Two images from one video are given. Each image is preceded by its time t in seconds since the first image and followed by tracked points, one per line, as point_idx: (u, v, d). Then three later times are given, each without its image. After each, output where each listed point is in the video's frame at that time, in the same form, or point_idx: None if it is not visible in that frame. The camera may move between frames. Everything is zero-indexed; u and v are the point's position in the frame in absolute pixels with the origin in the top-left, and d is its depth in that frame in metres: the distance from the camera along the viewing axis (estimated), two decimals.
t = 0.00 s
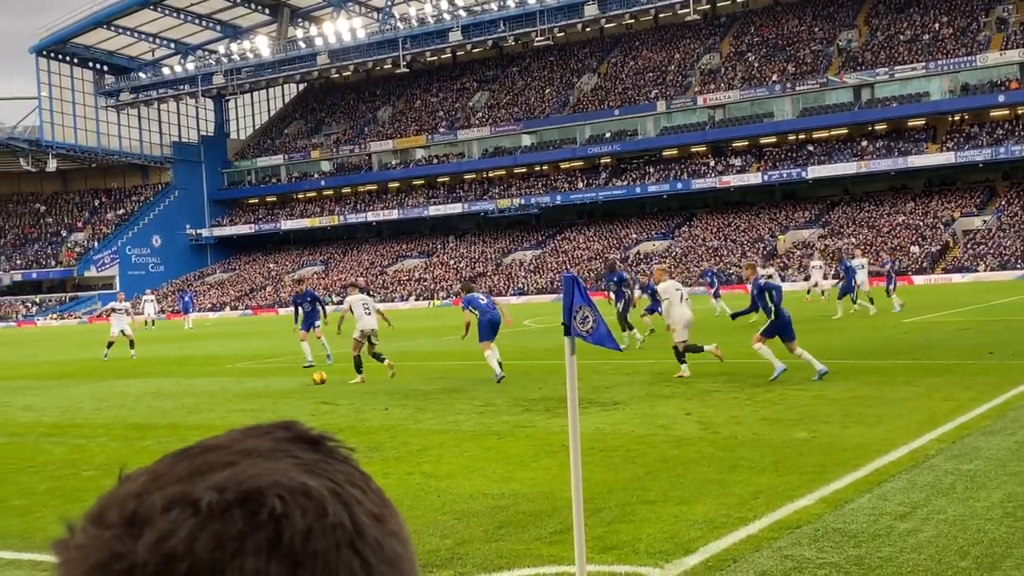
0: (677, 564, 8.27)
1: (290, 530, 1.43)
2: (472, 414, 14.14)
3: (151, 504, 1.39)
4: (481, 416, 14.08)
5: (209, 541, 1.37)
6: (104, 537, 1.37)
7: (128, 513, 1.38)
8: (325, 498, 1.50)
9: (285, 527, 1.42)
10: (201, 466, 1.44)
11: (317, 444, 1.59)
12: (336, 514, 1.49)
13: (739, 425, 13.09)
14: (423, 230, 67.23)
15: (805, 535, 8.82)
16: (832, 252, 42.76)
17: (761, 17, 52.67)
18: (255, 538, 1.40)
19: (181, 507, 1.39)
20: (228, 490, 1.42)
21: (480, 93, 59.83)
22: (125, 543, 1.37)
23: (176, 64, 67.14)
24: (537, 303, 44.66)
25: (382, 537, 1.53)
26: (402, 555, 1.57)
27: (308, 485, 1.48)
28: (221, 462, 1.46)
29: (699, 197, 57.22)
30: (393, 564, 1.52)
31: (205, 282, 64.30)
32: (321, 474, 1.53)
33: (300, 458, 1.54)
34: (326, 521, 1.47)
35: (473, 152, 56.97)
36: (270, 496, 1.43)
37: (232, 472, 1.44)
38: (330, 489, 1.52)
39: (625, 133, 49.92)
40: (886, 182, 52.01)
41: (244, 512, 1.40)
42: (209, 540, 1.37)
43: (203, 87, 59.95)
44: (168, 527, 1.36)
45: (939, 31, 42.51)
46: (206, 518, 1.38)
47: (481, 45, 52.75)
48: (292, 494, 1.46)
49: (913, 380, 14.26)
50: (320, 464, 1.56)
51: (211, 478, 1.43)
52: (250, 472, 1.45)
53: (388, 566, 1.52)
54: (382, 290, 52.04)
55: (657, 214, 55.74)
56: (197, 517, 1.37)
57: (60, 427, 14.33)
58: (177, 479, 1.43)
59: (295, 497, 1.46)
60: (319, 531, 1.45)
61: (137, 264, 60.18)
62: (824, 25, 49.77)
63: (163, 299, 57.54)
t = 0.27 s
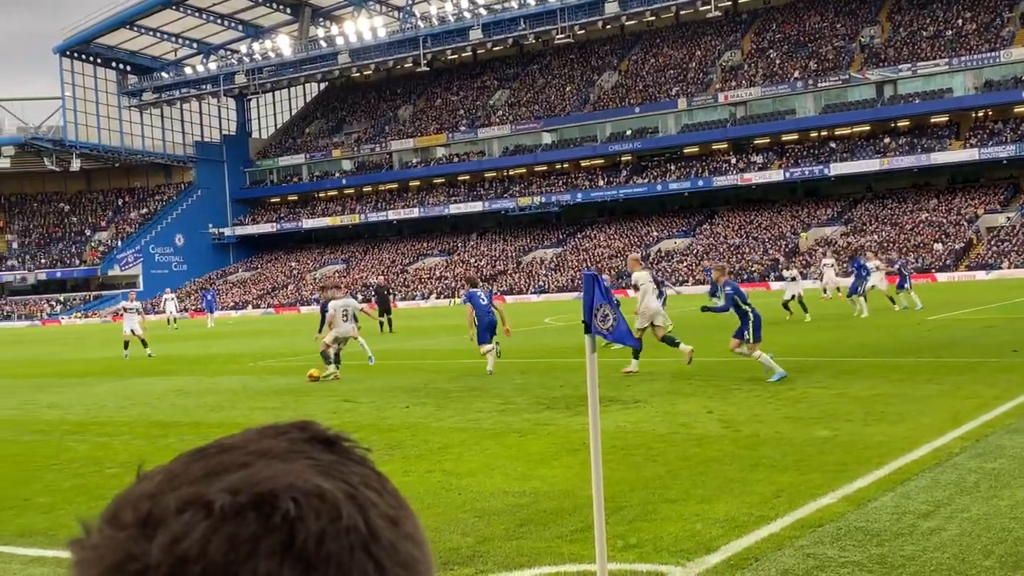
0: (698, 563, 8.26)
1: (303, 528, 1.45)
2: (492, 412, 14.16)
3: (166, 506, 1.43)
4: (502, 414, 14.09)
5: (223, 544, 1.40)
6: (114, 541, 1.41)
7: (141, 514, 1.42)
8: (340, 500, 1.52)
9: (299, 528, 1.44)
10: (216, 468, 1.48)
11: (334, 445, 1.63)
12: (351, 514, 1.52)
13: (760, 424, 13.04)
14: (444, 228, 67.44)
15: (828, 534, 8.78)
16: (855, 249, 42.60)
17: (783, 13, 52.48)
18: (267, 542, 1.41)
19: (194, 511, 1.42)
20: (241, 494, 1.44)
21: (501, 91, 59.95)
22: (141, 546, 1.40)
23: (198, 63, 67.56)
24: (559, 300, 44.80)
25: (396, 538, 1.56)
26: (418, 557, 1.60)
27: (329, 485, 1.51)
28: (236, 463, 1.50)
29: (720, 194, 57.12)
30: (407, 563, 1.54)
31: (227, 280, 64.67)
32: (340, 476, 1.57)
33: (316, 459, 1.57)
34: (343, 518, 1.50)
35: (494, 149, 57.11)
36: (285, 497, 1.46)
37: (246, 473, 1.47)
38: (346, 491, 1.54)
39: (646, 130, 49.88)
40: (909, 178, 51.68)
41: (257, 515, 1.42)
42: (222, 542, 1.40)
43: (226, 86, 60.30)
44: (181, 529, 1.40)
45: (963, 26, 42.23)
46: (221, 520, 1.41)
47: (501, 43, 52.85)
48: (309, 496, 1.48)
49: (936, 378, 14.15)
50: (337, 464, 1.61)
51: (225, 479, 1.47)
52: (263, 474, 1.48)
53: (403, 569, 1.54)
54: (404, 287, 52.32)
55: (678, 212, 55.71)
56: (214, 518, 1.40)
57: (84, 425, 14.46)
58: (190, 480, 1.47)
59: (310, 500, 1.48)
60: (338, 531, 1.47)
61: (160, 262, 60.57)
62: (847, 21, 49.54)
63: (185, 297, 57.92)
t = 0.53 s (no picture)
0: (724, 564, 8.23)
1: (321, 532, 1.44)
2: (517, 412, 14.16)
3: (181, 506, 1.44)
4: (526, 414, 14.09)
5: (242, 548, 1.40)
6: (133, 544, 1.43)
7: (162, 517, 1.43)
8: (360, 505, 1.49)
9: (319, 534, 1.43)
10: (237, 472, 1.47)
11: (356, 449, 1.61)
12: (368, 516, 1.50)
13: (786, 424, 12.97)
14: (468, 228, 67.56)
15: (854, 534, 8.73)
16: (881, 248, 42.34)
17: (808, 10, 52.18)
18: (287, 546, 1.41)
19: (213, 514, 1.42)
20: (262, 496, 1.44)
21: (524, 91, 59.99)
22: (166, 551, 1.41)
23: (222, 65, 67.97)
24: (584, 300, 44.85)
25: (415, 538, 1.55)
26: (440, 560, 1.58)
27: (347, 479, 1.52)
28: (256, 467, 1.49)
29: (745, 193, 56.93)
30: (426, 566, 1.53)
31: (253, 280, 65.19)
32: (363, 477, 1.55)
33: (337, 463, 1.55)
34: (362, 515, 1.48)
35: (517, 149, 57.14)
36: (302, 501, 1.45)
37: (267, 476, 1.47)
38: (366, 496, 1.51)
39: (669, 129, 49.75)
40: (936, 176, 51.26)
41: (277, 521, 1.42)
42: (242, 546, 1.39)
43: (250, 87, 60.58)
44: (201, 534, 1.40)
45: (990, 23, 41.80)
46: (233, 526, 1.41)
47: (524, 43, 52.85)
48: (329, 499, 1.47)
49: (964, 378, 14.01)
50: (358, 468, 1.57)
51: (246, 481, 1.46)
52: (283, 478, 1.46)
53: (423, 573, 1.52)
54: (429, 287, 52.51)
55: (703, 211, 55.57)
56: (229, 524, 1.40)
57: (112, 425, 14.59)
58: (211, 483, 1.47)
59: (329, 504, 1.46)
60: (357, 536, 1.45)
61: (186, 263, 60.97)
62: (872, 18, 49.23)
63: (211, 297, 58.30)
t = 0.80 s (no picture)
0: (755, 565, 8.17)
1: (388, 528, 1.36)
2: (546, 412, 14.14)
3: (234, 501, 1.40)
4: (555, 414, 14.07)
5: (303, 546, 1.33)
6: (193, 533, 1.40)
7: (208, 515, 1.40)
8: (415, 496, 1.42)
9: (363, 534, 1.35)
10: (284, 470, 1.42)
11: (414, 452, 1.52)
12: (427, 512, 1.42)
13: (817, 424, 12.89)
14: (495, 228, 67.71)
15: (886, 535, 8.66)
16: (911, 246, 42.05)
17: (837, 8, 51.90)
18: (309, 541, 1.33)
19: (274, 502, 1.37)
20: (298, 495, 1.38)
21: (551, 91, 60.03)
22: (224, 543, 1.36)
23: (252, 67, 68.43)
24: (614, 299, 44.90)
25: (476, 525, 1.47)
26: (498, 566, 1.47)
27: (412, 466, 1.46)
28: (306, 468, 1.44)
29: (774, 192, 56.74)
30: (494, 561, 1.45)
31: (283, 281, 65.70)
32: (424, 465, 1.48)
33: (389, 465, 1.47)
34: (424, 509, 1.41)
35: (544, 149, 57.22)
36: (358, 486, 1.39)
37: (315, 476, 1.41)
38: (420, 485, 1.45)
39: (697, 128, 49.63)
40: (967, 174, 50.85)
41: (328, 510, 1.35)
42: (293, 535, 1.33)
43: (279, 90, 60.90)
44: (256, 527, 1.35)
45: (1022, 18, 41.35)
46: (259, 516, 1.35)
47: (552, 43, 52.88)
48: (386, 484, 1.41)
49: (997, 377, 13.87)
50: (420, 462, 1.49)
51: (294, 479, 1.41)
52: (329, 477, 1.40)
53: None
54: (458, 287, 52.74)
55: (731, 210, 55.44)
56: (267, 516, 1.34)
57: (144, 425, 14.71)
58: (274, 476, 1.43)
59: (391, 492, 1.40)
60: (425, 533, 1.38)
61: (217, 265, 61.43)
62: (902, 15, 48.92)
63: (241, 298, 58.72)
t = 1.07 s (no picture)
0: (787, 566, 8.13)
1: (514, 533, 1.31)
2: (574, 413, 14.12)
3: (356, 499, 1.38)
4: (583, 415, 14.05)
5: (429, 548, 1.29)
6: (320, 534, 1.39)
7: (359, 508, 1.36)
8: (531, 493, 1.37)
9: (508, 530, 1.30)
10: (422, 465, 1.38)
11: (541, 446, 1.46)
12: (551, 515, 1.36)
13: (848, 425, 12.80)
14: (521, 229, 67.58)
15: (919, 537, 8.59)
16: (942, 246, 41.69)
17: (866, 6, 51.49)
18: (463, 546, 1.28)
19: (390, 503, 1.34)
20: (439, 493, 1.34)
21: (577, 91, 59.90)
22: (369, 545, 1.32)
23: (278, 70, 68.78)
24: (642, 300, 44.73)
25: (613, 525, 1.43)
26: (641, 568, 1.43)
27: (540, 463, 1.41)
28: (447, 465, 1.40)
29: (803, 191, 56.33)
30: (621, 566, 1.41)
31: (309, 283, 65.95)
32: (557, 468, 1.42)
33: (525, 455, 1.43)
34: (553, 511, 1.36)
35: (571, 150, 57.06)
36: (478, 483, 1.34)
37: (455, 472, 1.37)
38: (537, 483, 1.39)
39: (724, 127, 49.40)
40: (998, 172, 50.28)
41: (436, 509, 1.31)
42: (404, 536, 1.30)
43: (306, 92, 61.14)
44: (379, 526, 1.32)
45: None
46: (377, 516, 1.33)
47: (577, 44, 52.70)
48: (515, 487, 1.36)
49: None
50: (539, 462, 1.43)
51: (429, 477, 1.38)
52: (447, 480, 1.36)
53: None
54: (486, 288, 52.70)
55: (759, 210, 55.06)
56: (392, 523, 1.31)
57: (175, 426, 14.82)
58: (388, 477, 1.40)
59: (511, 490, 1.35)
60: (549, 535, 1.34)
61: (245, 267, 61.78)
62: (931, 13, 48.66)
63: (269, 300, 59.00)
